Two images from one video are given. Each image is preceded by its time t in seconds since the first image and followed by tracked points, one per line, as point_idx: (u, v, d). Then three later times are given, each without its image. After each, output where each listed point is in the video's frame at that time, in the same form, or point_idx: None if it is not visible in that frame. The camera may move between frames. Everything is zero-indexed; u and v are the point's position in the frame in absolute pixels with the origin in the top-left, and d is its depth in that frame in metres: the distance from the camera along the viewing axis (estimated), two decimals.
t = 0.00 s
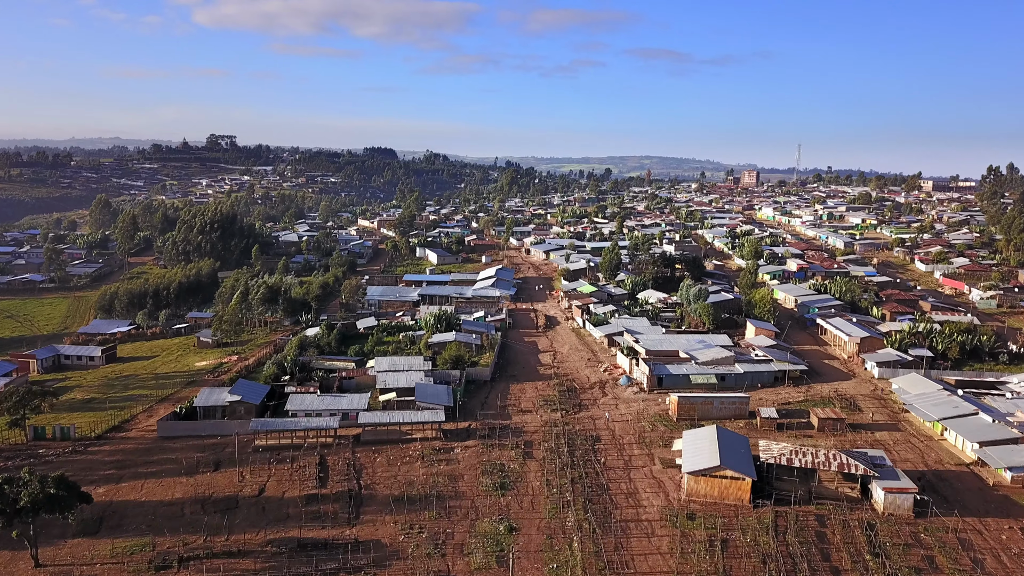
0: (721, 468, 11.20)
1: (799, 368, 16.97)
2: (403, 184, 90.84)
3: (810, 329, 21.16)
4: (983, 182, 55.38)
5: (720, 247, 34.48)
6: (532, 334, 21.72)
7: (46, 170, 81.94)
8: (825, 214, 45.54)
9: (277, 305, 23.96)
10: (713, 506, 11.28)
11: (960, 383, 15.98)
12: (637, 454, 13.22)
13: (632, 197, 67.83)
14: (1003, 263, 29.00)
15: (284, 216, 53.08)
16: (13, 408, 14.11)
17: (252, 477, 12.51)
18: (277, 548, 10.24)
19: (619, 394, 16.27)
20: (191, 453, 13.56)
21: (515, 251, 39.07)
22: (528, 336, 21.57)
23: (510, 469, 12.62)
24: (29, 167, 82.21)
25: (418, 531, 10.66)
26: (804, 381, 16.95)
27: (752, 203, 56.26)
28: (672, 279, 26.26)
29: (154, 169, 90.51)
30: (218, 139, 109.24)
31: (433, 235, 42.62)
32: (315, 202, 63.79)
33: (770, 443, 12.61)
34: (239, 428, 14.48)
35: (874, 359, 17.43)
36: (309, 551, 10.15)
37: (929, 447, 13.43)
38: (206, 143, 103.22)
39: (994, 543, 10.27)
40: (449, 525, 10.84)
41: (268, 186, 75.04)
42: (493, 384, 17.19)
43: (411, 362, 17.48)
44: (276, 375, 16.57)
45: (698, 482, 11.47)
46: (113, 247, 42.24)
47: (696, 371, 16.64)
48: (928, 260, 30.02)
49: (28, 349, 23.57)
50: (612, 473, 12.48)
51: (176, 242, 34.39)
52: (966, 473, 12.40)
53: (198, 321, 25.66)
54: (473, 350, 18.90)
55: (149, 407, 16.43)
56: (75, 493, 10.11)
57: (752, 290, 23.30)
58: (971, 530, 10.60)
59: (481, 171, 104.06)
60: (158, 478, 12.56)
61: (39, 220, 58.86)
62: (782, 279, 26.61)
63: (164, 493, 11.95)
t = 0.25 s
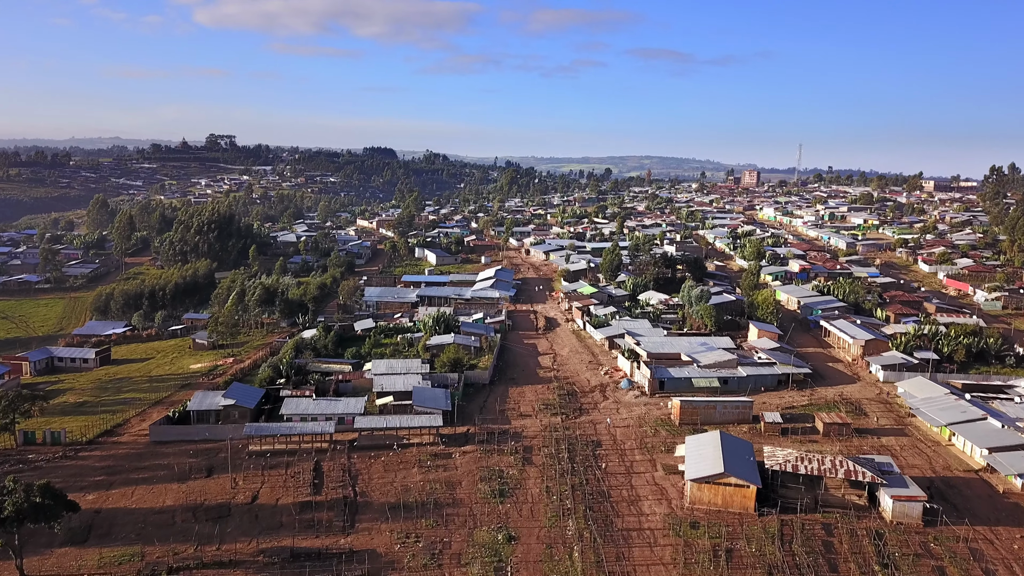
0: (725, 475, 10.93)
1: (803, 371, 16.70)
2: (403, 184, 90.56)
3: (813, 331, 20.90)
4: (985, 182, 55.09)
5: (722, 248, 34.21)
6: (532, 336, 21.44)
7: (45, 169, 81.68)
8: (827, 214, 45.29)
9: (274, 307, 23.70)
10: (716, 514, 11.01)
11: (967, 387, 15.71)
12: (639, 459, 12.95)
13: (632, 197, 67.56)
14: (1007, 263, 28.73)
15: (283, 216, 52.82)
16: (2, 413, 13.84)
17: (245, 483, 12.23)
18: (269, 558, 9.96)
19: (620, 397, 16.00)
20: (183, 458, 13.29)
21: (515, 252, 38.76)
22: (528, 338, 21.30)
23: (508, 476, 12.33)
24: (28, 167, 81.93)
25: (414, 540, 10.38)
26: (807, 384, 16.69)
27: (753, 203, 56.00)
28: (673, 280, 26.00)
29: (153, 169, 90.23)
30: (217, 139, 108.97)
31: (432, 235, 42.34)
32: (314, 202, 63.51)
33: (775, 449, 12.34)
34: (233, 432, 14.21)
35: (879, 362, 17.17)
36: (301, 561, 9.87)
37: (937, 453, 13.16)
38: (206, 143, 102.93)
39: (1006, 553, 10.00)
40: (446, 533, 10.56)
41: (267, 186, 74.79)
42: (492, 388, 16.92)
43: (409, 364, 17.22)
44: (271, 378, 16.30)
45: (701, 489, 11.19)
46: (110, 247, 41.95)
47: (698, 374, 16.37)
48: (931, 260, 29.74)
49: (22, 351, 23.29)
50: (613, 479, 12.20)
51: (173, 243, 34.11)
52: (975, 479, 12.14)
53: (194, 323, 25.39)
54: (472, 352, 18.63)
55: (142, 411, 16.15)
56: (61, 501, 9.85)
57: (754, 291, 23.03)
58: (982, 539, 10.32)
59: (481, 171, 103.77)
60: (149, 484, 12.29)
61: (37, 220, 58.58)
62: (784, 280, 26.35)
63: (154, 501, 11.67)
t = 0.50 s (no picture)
0: (729, 482, 10.69)
1: (806, 374, 16.46)
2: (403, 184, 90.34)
3: (816, 333, 20.66)
4: (987, 182, 54.85)
5: (723, 249, 33.97)
6: (532, 338, 21.20)
7: (44, 169, 81.47)
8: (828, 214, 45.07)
9: (271, 308, 23.46)
10: (720, 522, 10.76)
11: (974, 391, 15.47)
12: (641, 465, 12.70)
13: (633, 197, 67.34)
14: (1011, 264, 28.50)
15: (282, 216, 52.59)
16: None
17: (239, 489, 11.99)
18: (262, 568, 9.71)
19: (622, 401, 15.76)
20: (177, 463, 13.06)
21: (515, 252, 38.52)
22: (528, 340, 21.05)
23: (508, 482, 12.09)
24: (27, 166, 81.74)
25: (411, 548, 10.15)
26: (811, 387, 16.45)
27: (754, 204, 55.77)
28: (674, 281, 25.76)
29: (152, 169, 90.01)
30: (217, 139, 108.76)
31: (432, 235, 42.11)
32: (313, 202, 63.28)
33: (780, 455, 12.09)
34: (227, 436, 13.97)
35: (884, 364, 16.92)
36: (295, 570, 9.63)
37: (944, 458, 12.91)
38: (205, 143, 102.72)
39: (1017, 563, 9.75)
40: (444, 541, 10.32)
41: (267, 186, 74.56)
42: (491, 391, 16.67)
43: (407, 367, 16.97)
44: (267, 381, 16.05)
45: (704, 496, 10.96)
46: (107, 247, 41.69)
47: (701, 377, 16.13)
48: (934, 261, 29.51)
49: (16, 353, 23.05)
50: (614, 486, 11.95)
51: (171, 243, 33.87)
52: (983, 485, 11.89)
53: (191, 324, 25.15)
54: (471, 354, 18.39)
55: (136, 414, 15.90)
56: (50, 509, 9.60)
57: (756, 293, 22.78)
58: (993, 548, 10.09)
59: (480, 171, 103.54)
60: (141, 490, 12.05)
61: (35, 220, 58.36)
62: (787, 281, 26.10)
63: (146, 507, 11.43)
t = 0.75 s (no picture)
0: (733, 490, 10.41)
1: (811, 378, 16.19)
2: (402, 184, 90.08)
3: (820, 335, 20.38)
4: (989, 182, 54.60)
5: (724, 249, 33.68)
6: (531, 340, 20.93)
7: (43, 169, 81.22)
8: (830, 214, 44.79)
9: (268, 309, 23.18)
10: (724, 531, 10.49)
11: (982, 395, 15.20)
12: (642, 471, 12.43)
13: (633, 197, 67.09)
14: (1015, 265, 28.23)
15: (280, 216, 52.31)
16: None
17: (231, 496, 11.71)
18: None
19: (623, 405, 15.48)
20: (168, 469, 12.77)
21: (514, 253, 38.24)
22: (527, 342, 20.77)
23: (506, 489, 11.81)
24: (26, 166, 81.51)
25: (407, 558, 9.87)
26: (816, 391, 16.17)
27: (755, 204, 55.51)
28: (675, 282, 25.49)
29: (152, 168, 89.75)
30: (216, 138, 108.49)
31: (431, 236, 41.82)
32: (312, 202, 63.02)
33: (785, 461, 11.80)
34: (220, 441, 13.69)
35: (889, 368, 16.64)
36: None
37: (953, 464, 12.63)
38: (205, 143, 102.48)
39: None
40: (441, 551, 10.04)
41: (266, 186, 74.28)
42: (490, 394, 16.39)
43: (404, 370, 16.69)
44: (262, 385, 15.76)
45: (708, 504, 10.69)
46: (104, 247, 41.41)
47: (703, 381, 15.85)
48: (938, 262, 29.23)
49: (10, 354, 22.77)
50: (615, 493, 11.67)
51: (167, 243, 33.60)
52: (993, 493, 11.62)
53: (187, 325, 24.88)
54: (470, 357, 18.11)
55: (128, 418, 15.62)
56: (34, 519, 9.33)
57: (759, 294, 22.51)
58: (1005, 559, 9.81)
59: (480, 171, 103.28)
60: (132, 497, 11.77)
61: (33, 220, 58.10)
62: (789, 282, 25.83)
63: (136, 515, 11.15)
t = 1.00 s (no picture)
0: (738, 497, 10.17)
1: (815, 381, 15.94)
2: (402, 184, 89.87)
3: (823, 338, 20.15)
4: (991, 182, 54.36)
5: (726, 250, 33.46)
6: (531, 342, 20.68)
7: (42, 169, 81.02)
8: (831, 215, 44.55)
9: (265, 310, 22.96)
10: (728, 540, 10.24)
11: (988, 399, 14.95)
12: (645, 477, 12.18)
13: (633, 197, 66.86)
14: (1019, 267, 27.98)
15: (279, 216, 52.09)
16: None
17: (225, 503, 11.47)
18: None
19: (624, 409, 15.25)
20: (161, 475, 12.54)
21: (514, 253, 38.01)
22: (527, 344, 20.54)
23: (506, 495, 11.56)
24: (25, 166, 81.32)
25: (404, 567, 9.63)
26: (820, 395, 15.93)
27: (756, 204, 55.28)
28: (677, 283, 25.27)
29: (151, 168, 89.55)
30: (216, 138, 108.28)
31: (430, 236, 41.59)
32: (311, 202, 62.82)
33: (790, 468, 11.56)
34: (214, 446, 13.45)
35: (894, 371, 16.40)
36: None
37: (961, 470, 12.38)
38: (204, 143, 102.29)
39: None
40: (438, 560, 9.80)
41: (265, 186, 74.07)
42: (489, 398, 16.15)
43: (403, 373, 16.46)
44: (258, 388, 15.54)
45: (712, 512, 10.45)
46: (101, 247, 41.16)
47: (705, 384, 15.62)
48: (942, 263, 29.00)
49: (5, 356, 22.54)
50: (616, 500, 11.43)
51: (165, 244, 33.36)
52: (1003, 499, 11.37)
53: (184, 326, 24.66)
54: (469, 360, 17.87)
55: (122, 422, 15.38)
56: (21, 528, 9.10)
57: (761, 295, 22.26)
58: (1016, 568, 9.58)
59: (480, 171, 103.06)
60: (124, 503, 11.53)
61: (31, 219, 57.88)
62: (791, 283, 25.61)
63: (127, 523, 10.90)
